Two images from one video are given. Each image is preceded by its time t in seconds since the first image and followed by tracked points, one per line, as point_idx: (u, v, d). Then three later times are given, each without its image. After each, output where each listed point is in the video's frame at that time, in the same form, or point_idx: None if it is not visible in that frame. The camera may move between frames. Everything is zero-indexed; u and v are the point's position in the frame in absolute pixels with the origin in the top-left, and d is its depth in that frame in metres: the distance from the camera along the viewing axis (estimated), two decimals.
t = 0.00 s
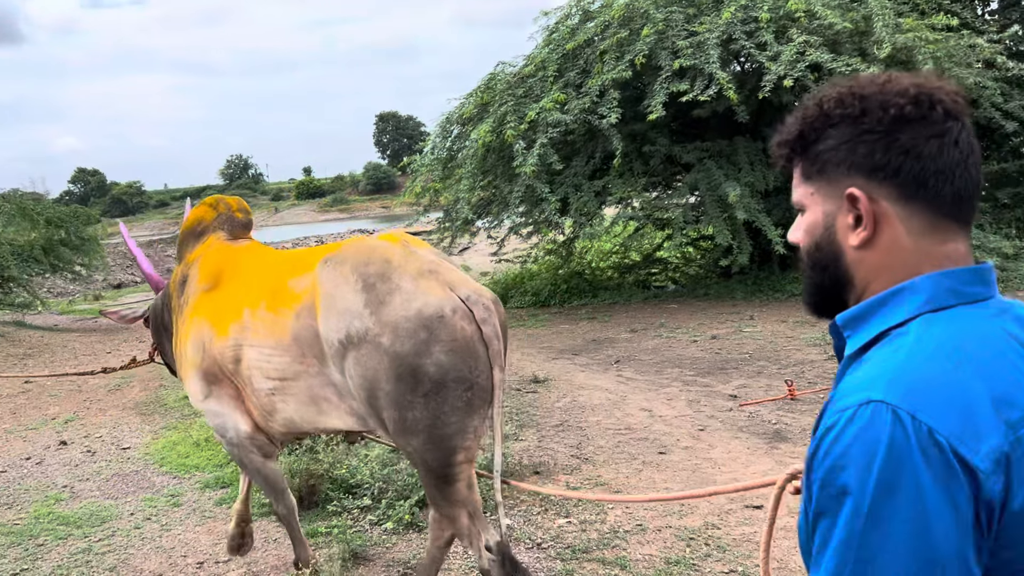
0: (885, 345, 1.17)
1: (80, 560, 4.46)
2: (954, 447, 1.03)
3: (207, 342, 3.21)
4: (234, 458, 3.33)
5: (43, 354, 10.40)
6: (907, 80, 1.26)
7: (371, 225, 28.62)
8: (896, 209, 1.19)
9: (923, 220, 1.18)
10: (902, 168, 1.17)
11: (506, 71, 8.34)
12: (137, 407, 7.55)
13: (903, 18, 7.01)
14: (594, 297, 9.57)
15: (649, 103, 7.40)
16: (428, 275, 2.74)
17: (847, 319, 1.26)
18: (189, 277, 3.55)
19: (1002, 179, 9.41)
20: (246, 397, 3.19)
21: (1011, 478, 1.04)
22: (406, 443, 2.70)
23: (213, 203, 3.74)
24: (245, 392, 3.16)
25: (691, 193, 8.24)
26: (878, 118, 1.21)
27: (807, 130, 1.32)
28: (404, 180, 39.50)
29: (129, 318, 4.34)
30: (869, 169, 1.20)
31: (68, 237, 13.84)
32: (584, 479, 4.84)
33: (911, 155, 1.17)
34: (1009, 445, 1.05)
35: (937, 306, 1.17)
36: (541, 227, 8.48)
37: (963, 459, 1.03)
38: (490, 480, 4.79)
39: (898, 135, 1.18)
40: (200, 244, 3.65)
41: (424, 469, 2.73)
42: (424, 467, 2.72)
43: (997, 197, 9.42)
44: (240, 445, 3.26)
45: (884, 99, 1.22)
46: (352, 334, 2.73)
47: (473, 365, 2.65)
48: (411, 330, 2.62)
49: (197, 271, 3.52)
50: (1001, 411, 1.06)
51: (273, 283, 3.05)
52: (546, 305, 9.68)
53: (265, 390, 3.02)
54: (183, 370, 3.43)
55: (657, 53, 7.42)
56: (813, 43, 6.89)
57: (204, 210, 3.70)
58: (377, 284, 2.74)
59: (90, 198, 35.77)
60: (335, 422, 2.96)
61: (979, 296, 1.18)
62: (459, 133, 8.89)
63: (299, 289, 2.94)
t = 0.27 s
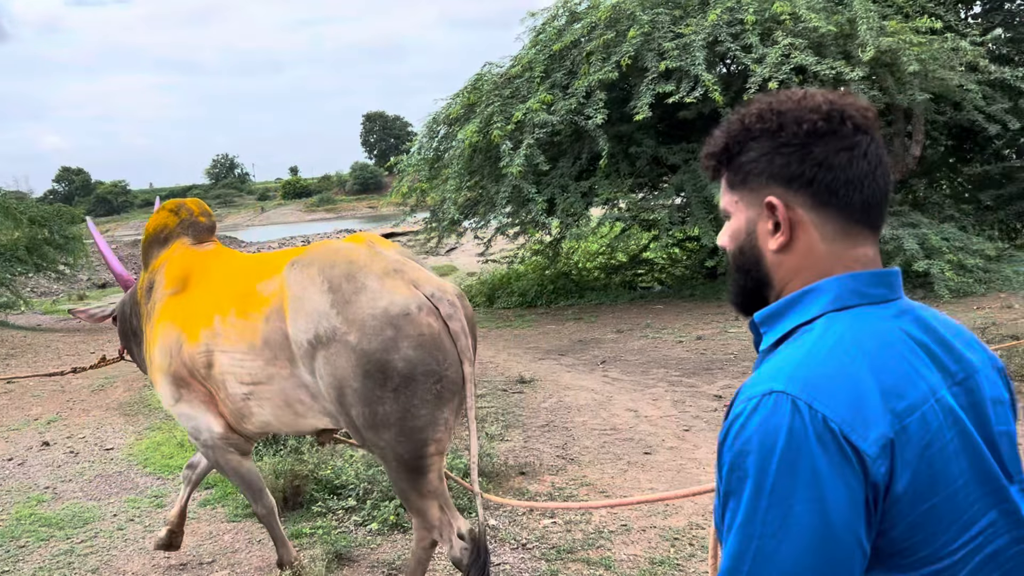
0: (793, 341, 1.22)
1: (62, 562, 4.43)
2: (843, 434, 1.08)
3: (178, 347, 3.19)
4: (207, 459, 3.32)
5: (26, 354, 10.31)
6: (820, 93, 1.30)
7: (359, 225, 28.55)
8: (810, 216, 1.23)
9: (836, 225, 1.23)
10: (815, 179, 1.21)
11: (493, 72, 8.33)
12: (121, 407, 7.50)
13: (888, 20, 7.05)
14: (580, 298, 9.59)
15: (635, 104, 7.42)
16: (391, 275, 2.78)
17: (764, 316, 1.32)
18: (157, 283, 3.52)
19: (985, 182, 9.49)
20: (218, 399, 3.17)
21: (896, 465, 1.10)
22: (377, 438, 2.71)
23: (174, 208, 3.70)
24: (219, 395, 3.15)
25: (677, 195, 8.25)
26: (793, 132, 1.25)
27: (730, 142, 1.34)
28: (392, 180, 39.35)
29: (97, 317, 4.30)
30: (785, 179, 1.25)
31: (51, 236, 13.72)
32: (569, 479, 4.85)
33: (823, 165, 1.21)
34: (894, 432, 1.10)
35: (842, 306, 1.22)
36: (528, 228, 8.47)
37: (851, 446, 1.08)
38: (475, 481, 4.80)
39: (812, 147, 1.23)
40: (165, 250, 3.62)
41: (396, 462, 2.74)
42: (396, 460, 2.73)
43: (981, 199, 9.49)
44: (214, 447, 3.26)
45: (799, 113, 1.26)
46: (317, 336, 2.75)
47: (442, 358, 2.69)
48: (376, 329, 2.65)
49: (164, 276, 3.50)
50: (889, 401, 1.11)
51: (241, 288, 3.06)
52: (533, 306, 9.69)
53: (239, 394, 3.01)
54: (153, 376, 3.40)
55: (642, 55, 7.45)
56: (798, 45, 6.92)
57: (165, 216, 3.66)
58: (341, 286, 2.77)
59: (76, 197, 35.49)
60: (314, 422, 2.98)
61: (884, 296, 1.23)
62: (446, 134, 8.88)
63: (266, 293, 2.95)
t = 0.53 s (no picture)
0: (703, 325, 1.28)
1: (36, 565, 4.38)
2: (743, 407, 1.16)
3: (140, 352, 3.23)
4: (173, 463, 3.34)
5: None
6: (738, 96, 1.34)
7: (342, 225, 28.41)
8: (726, 210, 1.29)
9: (750, 219, 1.28)
10: (732, 176, 1.26)
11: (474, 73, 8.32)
12: (98, 409, 7.43)
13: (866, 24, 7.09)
14: (561, 299, 9.60)
15: (616, 105, 7.42)
16: (351, 272, 2.84)
17: (682, 300, 1.36)
18: (114, 290, 3.55)
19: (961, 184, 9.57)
20: (182, 401, 3.23)
21: (790, 437, 1.18)
22: (336, 435, 2.78)
23: (131, 214, 3.68)
24: (183, 400, 3.21)
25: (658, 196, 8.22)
26: (712, 131, 1.29)
27: (655, 140, 1.37)
28: (371, 180, 39.02)
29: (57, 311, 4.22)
30: (704, 176, 1.29)
31: (26, 235, 13.54)
32: (549, 481, 4.87)
33: (739, 163, 1.26)
34: (789, 408, 1.18)
35: (751, 293, 1.28)
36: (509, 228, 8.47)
37: (750, 418, 1.16)
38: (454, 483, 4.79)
39: (729, 146, 1.27)
40: (122, 256, 3.63)
41: (353, 458, 2.80)
42: (354, 456, 2.80)
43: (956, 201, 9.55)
44: (179, 449, 3.28)
45: (717, 114, 1.30)
46: (280, 335, 2.81)
47: (398, 354, 2.76)
48: (337, 326, 2.72)
49: (121, 283, 3.52)
50: (786, 379, 1.19)
51: (201, 291, 3.11)
52: (514, 307, 9.69)
53: (204, 396, 3.09)
54: (116, 384, 3.43)
55: (623, 56, 7.49)
56: (778, 48, 6.94)
57: (124, 222, 3.64)
58: (302, 286, 2.82)
59: (54, 196, 35.02)
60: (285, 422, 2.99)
61: (790, 285, 1.30)
62: (427, 134, 8.83)
63: (226, 294, 3.01)
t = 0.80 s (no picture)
0: (616, 305, 1.30)
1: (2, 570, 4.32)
2: (648, 376, 1.19)
3: (94, 356, 3.20)
4: (131, 467, 3.31)
5: None
6: (657, 91, 1.36)
7: (320, 226, 28.23)
8: (644, 198, 1.30)
9: (665, 207, 1.30)
10: (649, 166, 1.27)
11: (450, 74, 8.30)
12: (68, 411, 7.33)
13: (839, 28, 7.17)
14: (538, 300, 9.60)
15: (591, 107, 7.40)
16: (300, 270, 2.86)
17: (601, 282, 1.36)
18: (66, 294, 3.51)
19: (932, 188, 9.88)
20: (139, 405, 3.22)
21: (692, 406, 1.22)
22: (274, 433, 2.83)
23: (86, 217, 3.64)
24: (141, 401, 3.19)
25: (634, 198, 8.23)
26: (631, 124, 1.30)
27: (579, 131, 1.36)
28: (347, 181, 38.59)
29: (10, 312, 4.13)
30: (623, 166, 1.29)
31: None
32: (523, 483, 4.87)
33: (656, 155, 1.27)
34: (691, 377, 1.22)
35: (662, 276, 1.30)
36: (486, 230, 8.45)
37: (654, 386, 1.19)
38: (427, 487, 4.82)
39: (647, 138, 1.28)
40: (75, 260, 3.59)
41: (289, 452, 2.86)
42: (290, 450, 2.86)
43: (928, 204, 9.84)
44: (137, 452, 3.25)
45: (636, 109, 1.32)
46: (224, 333, 2.80)
47: (344, 354, 2.80)
48: (282, 325, 2.74)
49: (74, 286, 3.48)
50: (690, 351, 1.23)
51: (155, 294, 3.09)
52: (490, 308, 9.67)
53: (159, 398, 3.08)
54: (69, 389, 3.38)
55: (599, 58, 7.47)
56: (751, 52, 7.02)
57: (77, 226, 3.61)
58: (250, 284, 2.83)
59: (25, 197, 34.42)
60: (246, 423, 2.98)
61: (698, 269, 1.33)
62: (403, 135, 8.78)
63: (181, 296, 2.99)
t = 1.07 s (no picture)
0: (534, 290, 1.36)
1: None
2: (564, 352, 1.25)
3: (41, 355, 3.25)
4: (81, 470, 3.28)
5: None
6: (575, 87, 1.44)
7: (295, 227, 28.04)
8: (562, 187, 1.37)
9: (582, 196, 1.38)
10: (566, 157, 1.35)
11: (423, 75, 8.28)
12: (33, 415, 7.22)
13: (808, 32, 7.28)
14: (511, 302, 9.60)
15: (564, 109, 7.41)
16: (247, 268, 2.88)
17: (521, 267, 1.43)
18: (10, 295, 3.54)
19: (899, 190, 10.41)
20: (87, 403, 3.25)
21: (605, 380, 1.28)
22: (209, 429, 2.85)
23: (24, 218, 3.72)
24: (88, 400, 3.22)
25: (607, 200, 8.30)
26: (550, 117, 1.37)
27: (501, 123, 1.43)
28: (321, 181, 38.29)
29: None
30: (542, 157, 1.37)
31: None
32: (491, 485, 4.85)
33: (573, 146, 1.35)
34: (604, 354, 1.28)
35: (577, 260, 1.37)
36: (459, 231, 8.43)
37: (568, 361, 1.24)
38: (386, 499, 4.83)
39: (565, 130, 1.36)
40: (18, 261, 3.64)
41: (222, 448, 2.88)
42: (223, 447, 2.88)
43: (895, 206, 10.40)
44: (84, 454, 3.24)
45: (555, 103, 1.40)
46: (165, 329, 2.81)
47: (282, 353, 2.80)
48: (222, 322, 2.74)
49: (18, 288, 3.53)
50: (602, 329, 1.29)
51: (100, 291, 3.14)
52: (463, 309, 9.66)
53: (105, 396, 3.11)
54: (15, 390, 3.42)
55: (571, 61, 7.48)
56: (721, 56, 7.05)
57: (16, 227, 3.69)
58: (195, 282, 2.83)
59: None
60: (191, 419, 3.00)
61: (610, 254, 1.40)
62: (375, 135, 8.72)
63: (125, 292, 3.04)
